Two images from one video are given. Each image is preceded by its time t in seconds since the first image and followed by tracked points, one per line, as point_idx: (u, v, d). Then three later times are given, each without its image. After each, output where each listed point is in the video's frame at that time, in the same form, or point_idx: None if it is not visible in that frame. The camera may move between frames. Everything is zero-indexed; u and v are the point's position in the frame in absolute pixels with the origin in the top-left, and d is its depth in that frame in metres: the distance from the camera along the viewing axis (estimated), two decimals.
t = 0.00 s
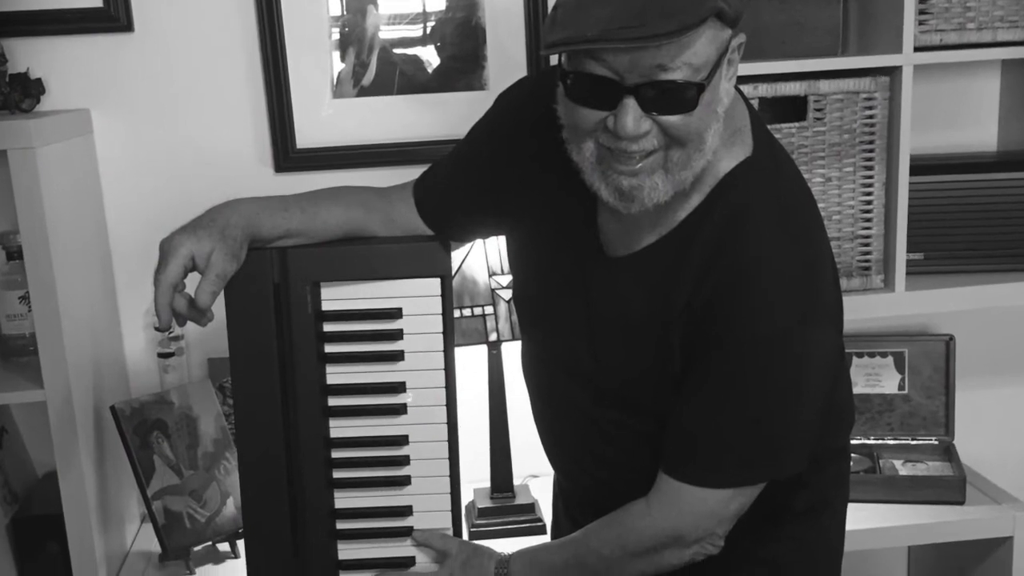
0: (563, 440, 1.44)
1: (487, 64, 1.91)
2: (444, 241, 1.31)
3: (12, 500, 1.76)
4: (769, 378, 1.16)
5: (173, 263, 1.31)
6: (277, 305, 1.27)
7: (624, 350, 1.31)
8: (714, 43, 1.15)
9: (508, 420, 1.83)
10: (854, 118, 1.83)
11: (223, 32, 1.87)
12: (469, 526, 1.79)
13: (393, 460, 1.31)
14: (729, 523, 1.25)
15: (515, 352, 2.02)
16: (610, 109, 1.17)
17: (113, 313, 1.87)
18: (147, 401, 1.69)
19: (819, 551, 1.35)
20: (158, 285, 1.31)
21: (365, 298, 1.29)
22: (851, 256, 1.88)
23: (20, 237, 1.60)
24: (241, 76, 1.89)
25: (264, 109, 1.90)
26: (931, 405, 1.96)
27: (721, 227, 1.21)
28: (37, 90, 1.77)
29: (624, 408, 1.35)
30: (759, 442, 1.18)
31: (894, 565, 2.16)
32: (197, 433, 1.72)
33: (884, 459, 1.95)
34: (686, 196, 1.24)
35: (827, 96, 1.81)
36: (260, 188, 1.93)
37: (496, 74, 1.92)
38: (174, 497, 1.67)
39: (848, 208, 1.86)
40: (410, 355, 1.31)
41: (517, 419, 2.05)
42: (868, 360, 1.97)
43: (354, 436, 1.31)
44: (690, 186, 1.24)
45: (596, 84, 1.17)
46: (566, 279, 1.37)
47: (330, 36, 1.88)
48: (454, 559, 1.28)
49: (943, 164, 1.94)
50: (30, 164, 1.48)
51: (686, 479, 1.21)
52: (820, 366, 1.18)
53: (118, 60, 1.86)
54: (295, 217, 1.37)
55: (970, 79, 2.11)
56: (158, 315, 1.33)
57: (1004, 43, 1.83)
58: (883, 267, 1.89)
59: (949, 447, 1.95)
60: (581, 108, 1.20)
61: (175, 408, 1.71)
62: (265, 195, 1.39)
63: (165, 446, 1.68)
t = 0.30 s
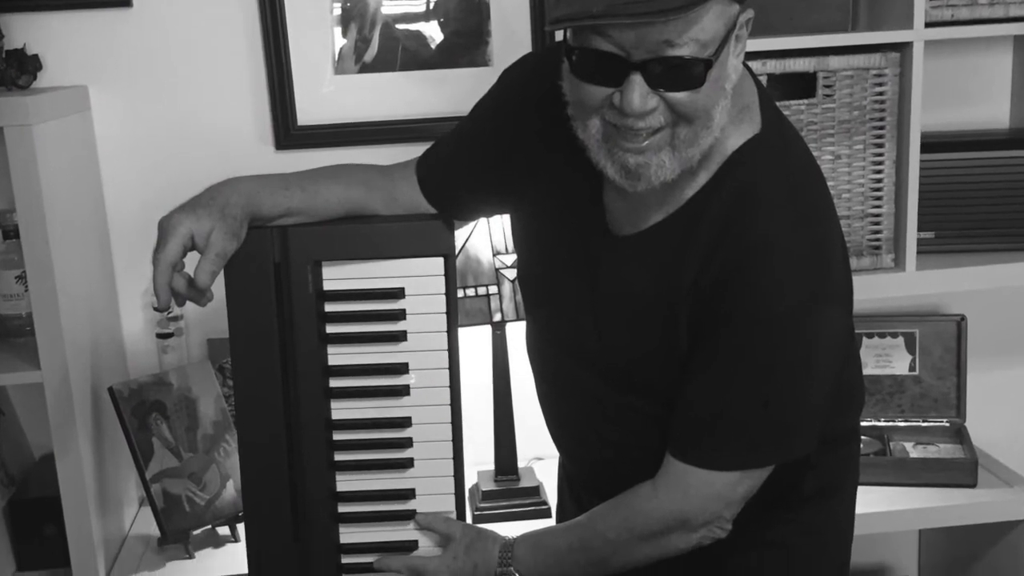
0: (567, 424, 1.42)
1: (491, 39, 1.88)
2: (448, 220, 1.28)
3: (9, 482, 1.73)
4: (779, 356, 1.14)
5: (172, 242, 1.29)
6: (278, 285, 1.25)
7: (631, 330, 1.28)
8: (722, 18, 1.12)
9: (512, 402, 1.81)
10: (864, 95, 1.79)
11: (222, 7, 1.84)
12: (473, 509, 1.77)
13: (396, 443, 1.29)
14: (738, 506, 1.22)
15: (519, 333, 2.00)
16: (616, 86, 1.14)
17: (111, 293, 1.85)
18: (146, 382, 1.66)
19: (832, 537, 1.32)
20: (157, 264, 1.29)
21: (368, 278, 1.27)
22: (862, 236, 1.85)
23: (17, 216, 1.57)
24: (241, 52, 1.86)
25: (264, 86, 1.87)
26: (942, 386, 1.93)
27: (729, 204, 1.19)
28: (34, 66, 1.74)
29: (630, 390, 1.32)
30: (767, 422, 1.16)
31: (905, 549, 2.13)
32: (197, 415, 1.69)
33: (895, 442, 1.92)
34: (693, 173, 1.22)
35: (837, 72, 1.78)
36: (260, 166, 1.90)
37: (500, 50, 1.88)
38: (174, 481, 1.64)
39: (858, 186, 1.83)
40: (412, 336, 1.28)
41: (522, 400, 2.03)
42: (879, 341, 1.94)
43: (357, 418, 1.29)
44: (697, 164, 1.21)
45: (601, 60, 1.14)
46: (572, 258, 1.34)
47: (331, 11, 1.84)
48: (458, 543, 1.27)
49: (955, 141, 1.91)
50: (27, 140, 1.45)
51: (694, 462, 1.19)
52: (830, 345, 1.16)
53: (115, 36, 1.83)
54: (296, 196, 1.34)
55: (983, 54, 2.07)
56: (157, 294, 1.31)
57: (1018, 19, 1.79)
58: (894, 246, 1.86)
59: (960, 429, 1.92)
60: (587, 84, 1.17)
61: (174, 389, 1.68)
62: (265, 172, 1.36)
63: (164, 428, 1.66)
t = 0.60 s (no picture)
0: (571, 405, 1.39)
1: (495, 15, 1.85)
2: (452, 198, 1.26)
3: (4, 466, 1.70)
4: (786, 338, 1.11)
5: (173, 219, 1.26)
6: (279, 264, 1.23)
7: (637, 310, 1.26)
8: None
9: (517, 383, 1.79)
10: (874, 71, 1.76)
11: None
12: (478, 492, 1.75)
13: (398, 424, 1.27)
14: (745, 489, 1.20)
15: (524, 314, 1.98)
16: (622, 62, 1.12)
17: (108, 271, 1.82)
18: (144, 362, 1.63)
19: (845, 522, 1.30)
20: (156, 243, 1.26)
21: (371, 257, 1.25)
22: (871, 214, 1.83)
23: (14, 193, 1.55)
24: (240, 28, 1.83)
25: (265, 61, 1.84)
26: (954, 366, 1.91)
27: (738, 183, 1.16)
28: (30, 41, 1.71)
29: (636, 370, 1.29)
30: (775, 403, 1.13)
31: (915, 533, 2.11)
32: (196, 395, 1.66)
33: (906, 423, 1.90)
34: (701, 151, 1.19)
35: (847, 48, 1.75)
36: (260, 143, 1.87)
37: (505, 26, 1.85)
38: (173, 463, 1.61)
39: (868, 163, 1.80)
40: (415, 316, 1.26)
41: (526, 381, 2.01)
42: (889, 321, 1.92)
43: (358, 400, 1.26)
44: (705, 141, 1.18)
45: (608, 34, 1.11)
46: (577, 236, 1.32)
47: None
48: (461, 527, 1.25)
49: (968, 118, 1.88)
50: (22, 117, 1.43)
51: (700, 444, 1.17)
52: (839, 325, 1.13)
53: (112, 11, 1.80)
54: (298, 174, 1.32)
55: (996, 30, 2.04)
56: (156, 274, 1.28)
57: None
58: (905, 225, 1.83)
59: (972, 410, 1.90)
60: (592, 61, 1.15)
61: (173, 369, 1.65)
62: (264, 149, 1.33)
63: (163, 409, 1.63)
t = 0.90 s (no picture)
0: (576, 387, 1.37)
1: None
2: (455, 175, 1.23)
3: None
4: (796, 316, 1.09)
5: (172, 197, 1.24)
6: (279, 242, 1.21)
7: (643, 289, 1.23)
8: None
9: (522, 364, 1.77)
10: (884, 46, 1.73)
11: None
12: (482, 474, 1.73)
13: (402, 405, 1.24)
14: (754, 472, 1.17)
15: (528, 293, 1.95)
16: (630, 37, 1.10)
17: (106, 250, 1.79)
18: (142, 342, 1.56)
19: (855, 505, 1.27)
20: (155, 220, 1.24)
21: (374, 234, 1.22)
22: (882, 191, 1.80)
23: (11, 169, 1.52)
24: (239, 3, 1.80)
25: (265, 37, 1.82)
26: (966, 346, 1.88)
27: (746, 158, 1.14)
28: (26, 16, 1.68)
29: (642, 351, 1.27)
30: (784, 382, 1.11)
31: (926, 516, 2.08)
32: (195, 375, 1.59)
33: (917, 404, 1.88)
34: (710, 128, 1.16)
35: (857, 23, 1.71)
36: (260, 120, 1.84)
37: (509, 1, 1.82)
38: (172, 445, 1.55)
39: (879, 140, 1.77)
40: (417, 296, 1.23)
41: (532, 362, 1.99)
42: (900, 301, 1.89)
43: (361, 380, 1.24)
44: (713, 117, 1.16)
45: (616, 9, 1.10)
46: (583, 214, 1.29)
47: None
48: (465, 509, 1.23)
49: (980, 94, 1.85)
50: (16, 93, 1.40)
51: (707, 425, 1.14)
52: (850, 303, 1.11)
53: None
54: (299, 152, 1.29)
55: (1007, 5, 2.00)
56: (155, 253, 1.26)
57: None
58: (915, 203, 1.80)
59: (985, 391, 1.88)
60: (599, 37, 1.13)
61: (172, 350, 1.58)
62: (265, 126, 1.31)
63: (161, 390, 1.56)
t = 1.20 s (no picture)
0: (582, 369, 1.34)
1: None
2: (459, 153, 1.21)
3: None
4: (807, 295, 1.07)
5: (172, 173, 1.22)
6: (280, 220, 1.18)
7: (651, 268, 1.21)
8: None
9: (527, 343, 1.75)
10: (895, 21, 1.70)
11: None
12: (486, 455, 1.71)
13: (404, 385, 1.22)
14: (763, 454, 1.15)
15: (533, 271, 1.93)
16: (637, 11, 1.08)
17: (104, 226, 1.76)
18: (141, 322, 1.54)
19: (866, 488, 1.25)
20: (154, 197, 1.22)
21: (376, 212, 1.20)
22: (893, 168, 1.77)
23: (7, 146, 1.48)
24: None
25: (265, 11, 1.79)
26: (978, 326, 1.86)
27: (756, 135, 1.11)
28: None
29: (649, 332, 1.25)
30: (794, 363, 1.09)
31: (937, 498, 2.06)
32: (195, 356, 1.57)
33: (929, 384, 1.85)
34: (718, 103, 1.14)
35: None
36: (260, 96, 1.81)
37: None
38: (171, 426, 1.53)
39: (890, 116, 1.74)
40: (421, 275, 1.21)
41: (536, 342, 1.97)
42: (911, 280, 1.87)
43: (363, 360, 1.21)
44: (721, 91, 1.14)
45: None
46: (589, 192, 1.27)
47: None
48: (468, 492, 1.21)
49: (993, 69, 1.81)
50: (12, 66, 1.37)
51: (717, 406, 1.12)
52: (861, 281, 1.08)
53: None
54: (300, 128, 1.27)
55: None
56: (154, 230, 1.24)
57: None
58: (927, 179, 1.77)
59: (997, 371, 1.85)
60: (605, 10, 1.11)
61: (171, 329, 1.56)
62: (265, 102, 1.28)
63: (160, 369, 1.54)
